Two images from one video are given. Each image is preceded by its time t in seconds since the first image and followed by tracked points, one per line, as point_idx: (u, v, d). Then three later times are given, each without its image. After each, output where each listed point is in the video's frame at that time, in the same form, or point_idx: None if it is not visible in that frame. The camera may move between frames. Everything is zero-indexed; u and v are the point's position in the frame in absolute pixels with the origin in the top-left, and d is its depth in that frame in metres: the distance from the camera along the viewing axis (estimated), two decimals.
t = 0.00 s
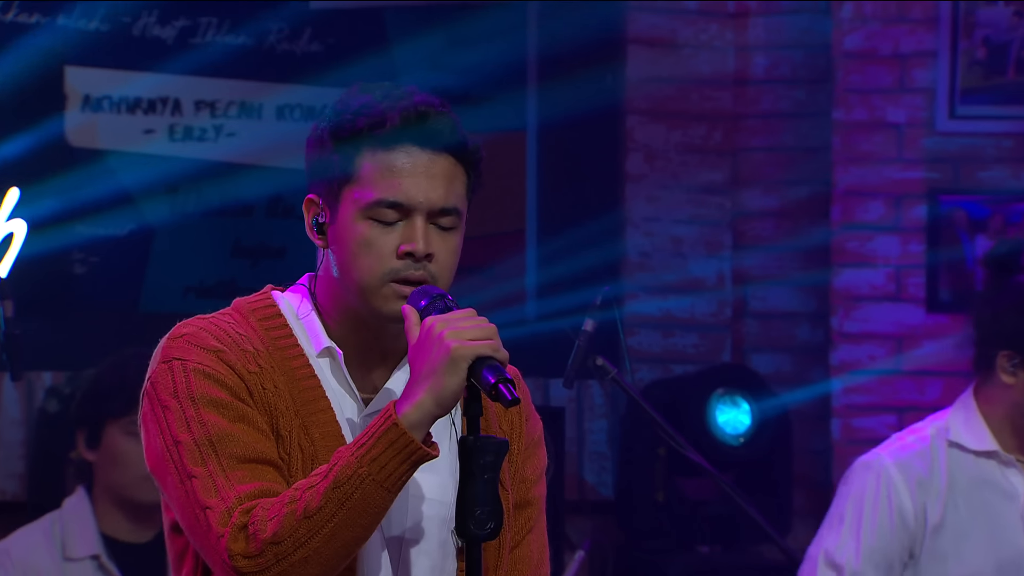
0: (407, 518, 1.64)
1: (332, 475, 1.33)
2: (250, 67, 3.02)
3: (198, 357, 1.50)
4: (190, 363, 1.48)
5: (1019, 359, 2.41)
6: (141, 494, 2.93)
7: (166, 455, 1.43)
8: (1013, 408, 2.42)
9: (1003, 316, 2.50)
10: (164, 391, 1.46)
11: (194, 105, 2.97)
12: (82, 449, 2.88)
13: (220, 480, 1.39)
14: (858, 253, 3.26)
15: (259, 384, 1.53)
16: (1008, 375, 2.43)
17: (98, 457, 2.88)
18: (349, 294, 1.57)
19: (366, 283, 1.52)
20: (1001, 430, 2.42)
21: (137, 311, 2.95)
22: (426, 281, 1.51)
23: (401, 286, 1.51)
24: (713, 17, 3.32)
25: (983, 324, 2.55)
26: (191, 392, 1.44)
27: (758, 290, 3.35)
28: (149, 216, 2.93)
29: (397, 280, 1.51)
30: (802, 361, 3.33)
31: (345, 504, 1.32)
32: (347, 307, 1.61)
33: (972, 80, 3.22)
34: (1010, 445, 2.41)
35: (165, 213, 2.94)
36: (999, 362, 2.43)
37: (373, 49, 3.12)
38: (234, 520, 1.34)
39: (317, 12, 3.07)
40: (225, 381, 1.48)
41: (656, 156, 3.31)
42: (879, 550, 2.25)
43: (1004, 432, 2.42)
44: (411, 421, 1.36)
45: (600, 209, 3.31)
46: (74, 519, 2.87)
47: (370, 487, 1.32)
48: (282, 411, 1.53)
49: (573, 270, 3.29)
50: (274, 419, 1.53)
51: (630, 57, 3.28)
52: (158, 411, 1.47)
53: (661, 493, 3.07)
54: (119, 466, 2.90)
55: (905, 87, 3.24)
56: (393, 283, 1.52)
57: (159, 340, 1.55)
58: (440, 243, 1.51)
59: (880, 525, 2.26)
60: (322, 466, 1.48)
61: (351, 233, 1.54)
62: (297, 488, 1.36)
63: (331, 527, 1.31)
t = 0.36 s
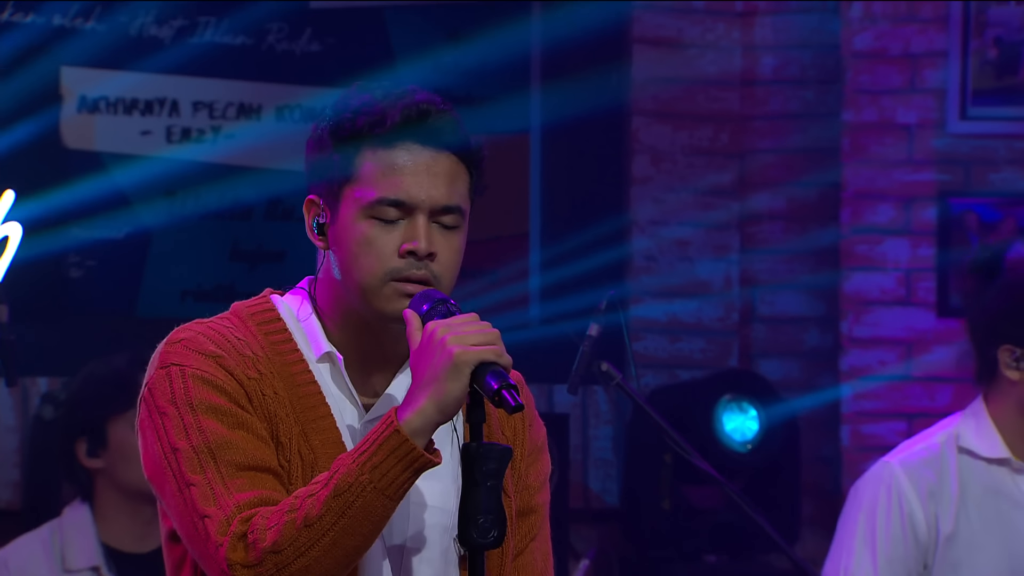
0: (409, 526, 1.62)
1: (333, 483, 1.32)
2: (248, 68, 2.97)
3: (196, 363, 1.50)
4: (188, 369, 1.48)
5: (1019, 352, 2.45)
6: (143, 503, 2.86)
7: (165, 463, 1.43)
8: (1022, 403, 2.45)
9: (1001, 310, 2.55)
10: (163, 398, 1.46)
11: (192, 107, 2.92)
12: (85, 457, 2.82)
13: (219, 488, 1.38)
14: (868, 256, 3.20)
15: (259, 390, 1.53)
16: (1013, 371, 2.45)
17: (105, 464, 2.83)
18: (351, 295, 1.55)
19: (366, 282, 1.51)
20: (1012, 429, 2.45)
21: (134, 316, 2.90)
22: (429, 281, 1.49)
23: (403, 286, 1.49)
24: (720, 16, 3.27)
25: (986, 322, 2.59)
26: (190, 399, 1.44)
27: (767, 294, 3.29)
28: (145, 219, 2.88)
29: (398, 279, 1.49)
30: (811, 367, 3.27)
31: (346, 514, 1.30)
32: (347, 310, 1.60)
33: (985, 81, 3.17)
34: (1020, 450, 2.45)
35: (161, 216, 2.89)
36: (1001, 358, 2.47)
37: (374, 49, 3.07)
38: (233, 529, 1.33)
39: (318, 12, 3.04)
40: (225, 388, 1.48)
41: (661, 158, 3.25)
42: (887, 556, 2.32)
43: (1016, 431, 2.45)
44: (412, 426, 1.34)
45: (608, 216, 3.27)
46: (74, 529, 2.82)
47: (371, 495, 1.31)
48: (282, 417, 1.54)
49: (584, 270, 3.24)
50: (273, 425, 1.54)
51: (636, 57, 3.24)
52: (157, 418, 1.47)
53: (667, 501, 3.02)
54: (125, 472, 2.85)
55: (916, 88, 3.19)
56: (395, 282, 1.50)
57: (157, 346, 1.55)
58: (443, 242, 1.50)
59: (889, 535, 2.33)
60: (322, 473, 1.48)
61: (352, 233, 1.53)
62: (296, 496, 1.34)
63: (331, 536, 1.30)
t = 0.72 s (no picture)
0: (409, 533, 1.57)
1: (332, 488, 1.30)
2: (246, 68, 2.93)
3: (195, 366, 1.46)
4: (187, 372, 1.44)
5: (983, 342, 2.62)
6: (145, 513, 2.84)
7: (162, 467, 1.39)
8: (1004, 391, 2.55)
9: (962, 308, 2.70)
10: (161, 402, 1.42)
11: (190, 107, 2.88)
12: (88, 465, 2.80)
13: (217, 493, 1.35)
14: (876, 259, 3.18)
15: (259, 394, 1.49)
16: (984, 362, 2.61)
17: (108, 473, 2.81)
18: (352, 299, 1.51)
19: (368, 286, 1.47)
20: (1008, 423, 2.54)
21: (129, 320, 2.84)
22: (431, 285, 1.46)
23: (405, 290, 1.46)
24: (726, 14, 3.23)
25: (963, 319, 2.68)
26: (189, 403, 1.41)
27: (773, 297, 3.24)
28: (142, 220, 2.83)
29: (401, 283, 1.46)
30: (820, 371, 3.21)
31: (346, 520, 1.28)
32: (348, 313, 1.56)
33: (995, 81, 3.15)
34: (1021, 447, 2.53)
35: (158, 217, 2.85)
36: (969, 351, 2.64)
37: (376, 48, 3.02)
38: (231, 535, 1.30)
39: (317, 10, 2.99)
40: (224, 392, 1.44)
41: (666, 160, 3.21)
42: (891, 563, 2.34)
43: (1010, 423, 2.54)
44: (413, 432, 1.31)
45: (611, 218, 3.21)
46: (77, 539, 2.78)
47: (371, 501, 1.28)
48: (282, 422, 1.50)
49: (587, 272, 3.18)
50: (274, 431, 1.49)
51: (641, 56, 3.19)
52: (155, 422, 1.43)
53: (673, 507, 2.96)
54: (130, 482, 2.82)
55: (926, 88, 3.17)
56: (399, 286, 1.47)
57: (156, 348, 1.51)
58: (445, 245, 1.46)
59: (892, 539, 2.35)
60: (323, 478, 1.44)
61: (352, 235, 1.49)
62: (296, 502, 1.32)
63: (331, 543, 1.27)
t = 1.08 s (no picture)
0: (410, 538, 1.53)
1: (332, 493, 1.26)
2: (244, 66, 2.89)
3: (192, 370, 1.42)
4: (184, 376, 1.40)
5: (975, 347, 2.56)
6: (144, 519, 2.76)
7: (160, 473, 1.35)
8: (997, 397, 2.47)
9: (959, 313, 2.62)
10: (157, 406, 1.38)
11: (187, 106, 2.84)
12: (82, 471, 2.72)
13: (215, 499, 1.32)
14: (884, 260, 3.11)
15: (258, 398, 1.45)
16: (976, 367, 2.55)
17: (104, 478, 2.72)
18: (353, 302, 1.47)
19: (369, 290, 1.43)
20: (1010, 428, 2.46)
21: (126, 322, 2.81)
22: (433, 288, 1.42)
23: (407, 293, 1.42)
24: (732, 11, 3.19)
25: (956, 323, 2.63)
26: (185, 407, 1.37)
27: (780, 299, 3.22)
28: (139, 220, 2.79)
29: (403, 287, 1.42)
30: (826, 373, 3.18)
31: (345, 524, 1.25)
32: (349, 316, 1.51)
33: (1005, 79, 3.07)
34: None
35: (156, 218, 2.81)
36: (963, 357, 2.59)
37: (376, 46, 2.98)
38: (229, 542, 1.26)
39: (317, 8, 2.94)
40: (222, 396, 1.40)
41: (671, 159, 3.17)
42: (891, 565, 2.28)
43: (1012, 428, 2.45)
44: (415, 436, 1.27)
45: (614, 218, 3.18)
46: (75, 544, 2.71)
47: (370, 504, 1.25)
48: (281, 426, 1.45)
49: (590, 273, 3.15)
50: (272, 435, 1.45)
51: (645, 52, 3.15)
52: (152, 427, 1.39)
53: (678, 512, 2.91)
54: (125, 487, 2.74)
55: (934, 86, 3.09)
56: (400, 290, 1.42)
57: (154, 352, 1.47)
58: (447, 247, 1.42)
59: (895, 541, 2.30)
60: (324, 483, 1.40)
61: (353, 238, 1.45)
62: (295, 506, 1.29)
63: (330, 550, 1.24)
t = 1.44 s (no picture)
0: (412, 544, 1.48)
1: (333, 499, 1.21)
2: (242, 65, 2.84)
3: (192, 373, 1.38)
4: (182, 379, 1.36)
5: (967, 358, 2.41)
6: (134, 522, 2.73)
7: (158, 478, 1.32)
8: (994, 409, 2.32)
9: (948, 320, 2.49)
10: (156, 410, 1.34)
11: (185, 105, 2.79)
12: (68, 474, 2.68)
13: (215, 505, 1.28)
14: (893, 262, 3.06)
15: (258, 403, 1.41)
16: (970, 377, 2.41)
17: (89, 481, 2.69)
18: (353, 304, 1.43)
19: (369, 291, 1.39)
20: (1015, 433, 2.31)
21: (123, 324, 2.77)
22: (434, 290, 1.37)
23: (407, 295, 1.37)
24: (738, 9, 3.15)
25: (947, 334, 2.49)
26: (184, 410, 1.33)
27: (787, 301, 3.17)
28: (137, 222, 2.76)
29: (402, 288, 1.37)
30: (834, 378, 3.14)
31: (347, 531, 1.20)
32: (348, 319, 1.46)
33: (1016, 77, 3.02)
34: None
35: (155, 219, 2.77)
36: (955, 368, 2.45)
37: (377, 44, 2.94)
38: (227, 548, 1.23)
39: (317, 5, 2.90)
40: (220, 400, 1.36)
41: (676, 159, 3.13)
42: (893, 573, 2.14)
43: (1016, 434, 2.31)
44: (416, 441, 1.22)
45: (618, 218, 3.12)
46: (64, 551, 2.68)
47: (371, 512, 1.20)
48: (281, 431, 1.41)
49: (594, 274, 3.10)
50: (273, 440, 1.41)
51: (650, 50, 3.11)
52: (150, 431, 1.35)
53: (683, 517, 2.86)
54: (111, 490, 2.70)
55: (944, 85, 3.04)
56: (400, 291, 1.38)
57: (153, 354, 1.43)
58: (448, 249, 1.37)
59: (899, 547, 2.16)
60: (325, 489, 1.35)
61: (352, 239, 1.40)
62: (296, 513, 1.24)
63: (330, 557, 1.20)
